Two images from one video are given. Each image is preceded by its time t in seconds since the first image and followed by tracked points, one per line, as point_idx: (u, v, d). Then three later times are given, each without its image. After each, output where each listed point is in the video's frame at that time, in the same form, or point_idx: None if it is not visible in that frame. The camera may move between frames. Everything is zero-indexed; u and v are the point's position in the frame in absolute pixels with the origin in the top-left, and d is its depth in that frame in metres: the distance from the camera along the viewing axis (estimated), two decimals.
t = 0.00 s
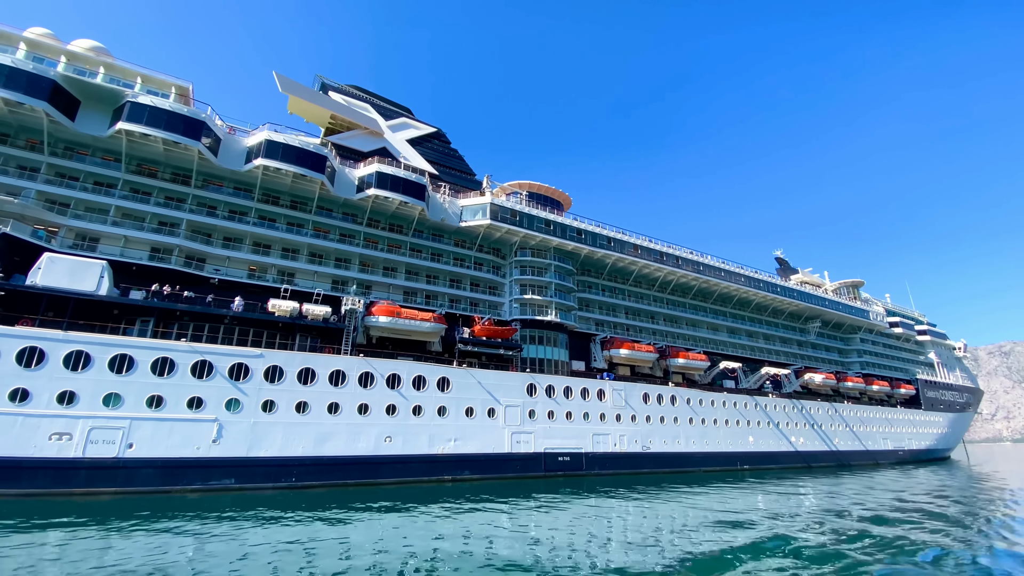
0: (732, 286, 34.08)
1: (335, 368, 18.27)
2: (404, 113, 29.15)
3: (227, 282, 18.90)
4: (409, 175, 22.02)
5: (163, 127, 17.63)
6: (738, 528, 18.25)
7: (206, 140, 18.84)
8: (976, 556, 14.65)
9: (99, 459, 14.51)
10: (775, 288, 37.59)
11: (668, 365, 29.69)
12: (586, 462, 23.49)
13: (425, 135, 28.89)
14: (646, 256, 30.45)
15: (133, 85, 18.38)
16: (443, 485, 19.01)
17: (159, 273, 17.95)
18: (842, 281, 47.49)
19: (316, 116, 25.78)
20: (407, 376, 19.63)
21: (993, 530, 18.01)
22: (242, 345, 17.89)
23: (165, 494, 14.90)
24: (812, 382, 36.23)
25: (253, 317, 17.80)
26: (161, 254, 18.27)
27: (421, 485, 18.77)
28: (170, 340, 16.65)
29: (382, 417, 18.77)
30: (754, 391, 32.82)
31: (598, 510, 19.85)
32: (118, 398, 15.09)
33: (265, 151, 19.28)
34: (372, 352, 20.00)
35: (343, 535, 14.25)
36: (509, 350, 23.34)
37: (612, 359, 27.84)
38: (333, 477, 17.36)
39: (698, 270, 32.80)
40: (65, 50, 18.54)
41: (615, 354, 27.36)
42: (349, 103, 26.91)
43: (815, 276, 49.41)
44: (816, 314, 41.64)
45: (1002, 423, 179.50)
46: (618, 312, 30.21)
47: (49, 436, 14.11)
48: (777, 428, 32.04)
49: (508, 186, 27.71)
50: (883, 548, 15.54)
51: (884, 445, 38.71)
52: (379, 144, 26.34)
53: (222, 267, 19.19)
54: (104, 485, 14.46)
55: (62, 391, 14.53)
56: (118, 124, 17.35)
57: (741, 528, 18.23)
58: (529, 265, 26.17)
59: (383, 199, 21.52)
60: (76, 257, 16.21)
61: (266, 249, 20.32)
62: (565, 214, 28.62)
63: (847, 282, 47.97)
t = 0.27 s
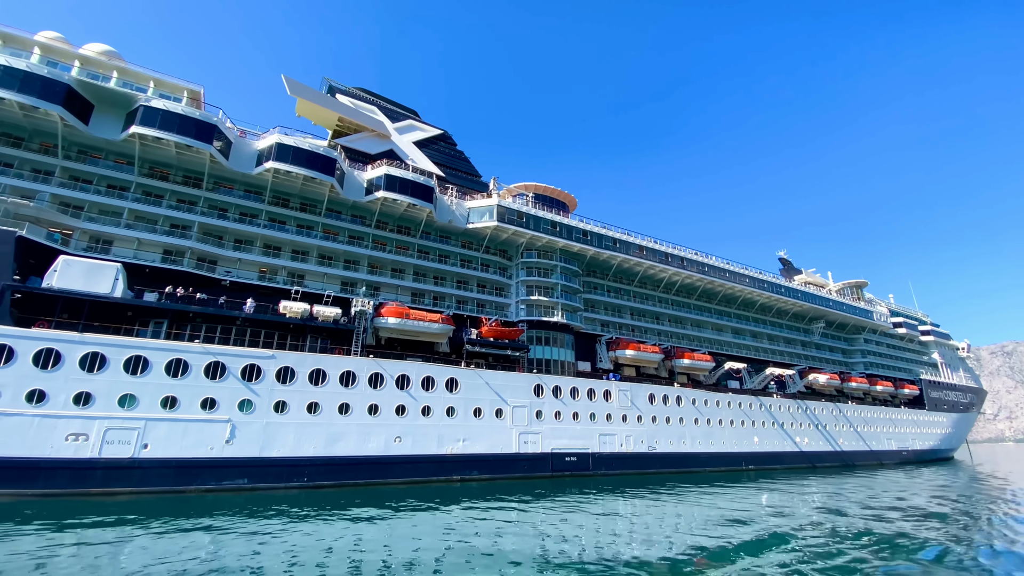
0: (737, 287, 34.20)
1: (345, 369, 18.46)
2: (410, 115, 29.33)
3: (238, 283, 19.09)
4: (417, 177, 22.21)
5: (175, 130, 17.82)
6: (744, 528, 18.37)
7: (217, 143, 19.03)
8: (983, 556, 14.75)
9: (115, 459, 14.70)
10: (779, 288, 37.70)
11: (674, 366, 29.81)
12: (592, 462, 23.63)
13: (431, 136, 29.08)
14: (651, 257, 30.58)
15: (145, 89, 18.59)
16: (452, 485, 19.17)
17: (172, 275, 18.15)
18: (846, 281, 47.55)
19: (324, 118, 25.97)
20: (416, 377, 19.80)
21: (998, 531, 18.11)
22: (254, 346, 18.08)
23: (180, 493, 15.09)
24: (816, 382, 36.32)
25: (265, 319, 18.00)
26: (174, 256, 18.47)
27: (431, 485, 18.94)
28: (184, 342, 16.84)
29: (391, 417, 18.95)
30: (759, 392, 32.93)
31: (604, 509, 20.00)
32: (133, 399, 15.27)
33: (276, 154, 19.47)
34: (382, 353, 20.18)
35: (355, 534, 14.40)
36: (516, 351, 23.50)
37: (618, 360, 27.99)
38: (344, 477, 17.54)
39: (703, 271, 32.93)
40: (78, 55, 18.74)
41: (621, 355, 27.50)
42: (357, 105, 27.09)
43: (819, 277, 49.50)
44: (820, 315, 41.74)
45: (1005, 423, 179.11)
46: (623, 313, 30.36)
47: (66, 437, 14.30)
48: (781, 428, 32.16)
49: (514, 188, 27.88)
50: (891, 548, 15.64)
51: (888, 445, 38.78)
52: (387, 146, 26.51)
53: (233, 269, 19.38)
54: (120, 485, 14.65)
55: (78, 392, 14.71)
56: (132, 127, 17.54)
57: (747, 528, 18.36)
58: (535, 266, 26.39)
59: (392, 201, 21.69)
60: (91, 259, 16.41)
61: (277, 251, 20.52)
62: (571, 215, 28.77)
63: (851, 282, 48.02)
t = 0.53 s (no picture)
0: (741, 288, 34.34)
1: (356, 370, 18.64)
2: (417, 117, 29.53)
3: (249, 285, 19.28)
4: (426, 180, 22.39)
5: (188, 134, 18.01)
6: (751, 527, 18.53)
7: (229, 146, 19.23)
8: (990, 555, 14.87)
9: (131, 459, 14.90)
10: (783, 289, 37.83)
11: (679, 366, 29.95)
12: (599, 462, 23.78)
13: (438, 139, 29.27)
14: (656, 258, 30.73)
15: (158, 93, 18.81)
16: (461, 485, 19.34)
17: (184, 277, 18.34)
18: (849, 282, 47.66)
19: (332, 121, 26.17)
20: (425, 377, 19.98)
21: (1003, 530, 18.25)
22: (265, 347, 18.28)
23: (194, 493, 15.27)
24: (820, 383, 36.44)
25: (277, 320, 18.19)
26: (186, 258, 18.66)
27: (440, 485, 19.12)
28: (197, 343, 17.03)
29: (401, 418, 19.12)
30: (763, 392, 33.05)
31: (612, 508, 20.15)
32: (148, 400, 15.46)
33: (287, 157, 19.66)
34: (391, 354, 20.37)
35: (367, 533, 14.56)
36: (523, 351, 23.67)
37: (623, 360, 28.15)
38: (354, 477, 17.72)
39: (708, 272, 33.06)
40: (91, 59, 18.95)
41: (626, 355, 27.67)
42: (364, 108, 27.28)
43: (822, 277, 49.60)
44: (824, 315, 41.87)
45: (1008, 423, 178.84)
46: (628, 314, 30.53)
47: (83, 437, 14.49)
48: (786, 428, 32.29)
49: (520, 190, 28.07)
50: (898, 547, 15.77)
51: (892, 445, 38.87)
52: (394, 148, 26.69)
53: (244, 271, 19.58)
54: (135, 484, 14.83)
55: (94, 393, 14.88)
56: (145, 131, 17.74)
57: (754, 527, 18.51)
58: (542, 267, 26.59)
59: (400, 203, 21.88)
60: (105, 262, 16.62)
61: (287, 253, 20.71)
62: (576, 217, 28.94)
63: (854, 283, 48.10)
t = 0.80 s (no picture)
0: (746, 288, 34.47)
1: (366, 370, 18.82)
2: (423, 119, 29.72)
3: (260, 286, 19.47)
4: (433, 182, 22.57)
5: (200, 137, 18.19)
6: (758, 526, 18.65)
7: (240, 149, 19.40)
8: (997, 554, 15.00)
9: (146, 459, 15.08)
10: (787, 289, 37.96)
11: (684, 366, 30.08)
12: (606, 462, 23.94)
13: (444, 140, 29.45)
14: (661, 259, 30.87)
15: (170, 96, 19.01)
16: (470, 484, 19.52)
17: (196, 279, 18.54)
18: (853, 282, 47.77)
19: (339, 123, 26.35)
20: (433, 378, 20.15)
21: (1008, 530, 18.36)
22: (278, 347, 18.55)
23: (208, 492, 15.46)
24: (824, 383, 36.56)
25: (288, 321, 18.39)
26: (198, 260, 18.86)
27: (449, 484, 19.28)
28: (210, 344, 17.22)
29: (410, 418, 19.29)
30: (767, 392, 33.17)
31: (619, 508, 20.32)
32: (163, 401, 15.65)
33: (297, 160, 19.83)
34: (400, 355, 20.56)
35: (378, 532, 14.71)
36: (530, 352, 23.83)
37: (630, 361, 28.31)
38: (365, 477, 17.90)
39: (713, 273, 33.20)
40: (104, 63, 19.13)
41: (632, 355, 27.81)
42: (371, 110, 27.45)
43: (825, 278, 49.72)
44: (828, 315, 42.00)
45: (1010, 423, 178.63)
46: (633, 314, 30.68)
47: (98, 437, 14.67)
48: (790, 428, 32.42)
49: (526, 191, 28.23)
50: (904, 545, 15.95)
51: (896, 445, 38.98)
52: (401, 150, 26.87)
53: (254, 272, 19.76)
54: (151, 484, 15.01)
55: (110, 394, 15.06)
56: (158, 134, 17.92)
57: (761, 526, 18.63)
58: (548, 268, 26.76)
59: (408, 205, 22.06)
60: (119, 264, 16.81)
61: (297, 254, 20.91)
62: (582, 218, 29.10)
63: (858, 283, 48.19)
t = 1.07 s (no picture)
0: (750, 289, 34.61)
1: (376, 371, 19.00)
2: (429, 121, 29.92)
3: (271, 287, 19.66)
4: (441, 184, 22.75)
5: (212, 139, 18.39)
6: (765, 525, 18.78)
7: (250, 151, 19.60)
8: (1004, 553, 15.13)
9: (160, 459, 15.25)
10: (791, 289, 38.10)
11: (689, 367, 30.23)
12: (612, 462, 24.08)
13: (450, 142, 29.65)
14: (666, 259, 31.02)
15: (182, 100, 19.23)
16: (479, 484, 19.69)
17: (208, 280, 18.74)
18: (856, 282, 47.88)
19: (347, 125, 26.56)
20: (442, 378, 20.32)
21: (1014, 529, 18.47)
22: (289, 348, 18.74)
23: (222, 491, 15.64)
24: (828, 383, 36.68)
25: (299, 322, 18.58)
26: (209, 262, 19.06)
27: (457, 484, 19.45)
28: (222, 345, 17.41)
29: (419, 418, 19.46)
30: (772, 392, 33.31)
31: (625, 507, 20.47)
32: (177, 401, 15.83)
33: (307, 162, 20.02)
34: (409, 355, 20.74)
35: (389, 530, 14.86)
36: (536, 352, 24.00)
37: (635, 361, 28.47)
38: (375, 476, 18.07)
39: (717, 274, 33.34)
40: (116, 66, 19.35)
41: (637, 356, 27.96)
42: (378, 112, 27.64)
43: (829, 278, 49.82)
44: (831, 316, 42.13)
45: (1013, 423, 178.32)
46: (638, 315, 30.85)
47: (114, 437, 14.86)
48: (794, 429, 32.55)
49: (532, 193, 28.41)
50: (910, 544, 16.08)
51: (899, 445, 39.08)
52: (408, 152, 27.05)
53: (265, 273, 19.96)
54: (165, 483, 15.18)
55: (125, 394, 15.24)
56: (170, 137, 18.13)
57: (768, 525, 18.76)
58: (554, 269, 26.93)
59: (417, 206, 22.25)
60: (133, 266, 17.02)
61: (306, 256, 21.10)
62: (587, 219, 29.27)
63: (861, 283, 48.29)
